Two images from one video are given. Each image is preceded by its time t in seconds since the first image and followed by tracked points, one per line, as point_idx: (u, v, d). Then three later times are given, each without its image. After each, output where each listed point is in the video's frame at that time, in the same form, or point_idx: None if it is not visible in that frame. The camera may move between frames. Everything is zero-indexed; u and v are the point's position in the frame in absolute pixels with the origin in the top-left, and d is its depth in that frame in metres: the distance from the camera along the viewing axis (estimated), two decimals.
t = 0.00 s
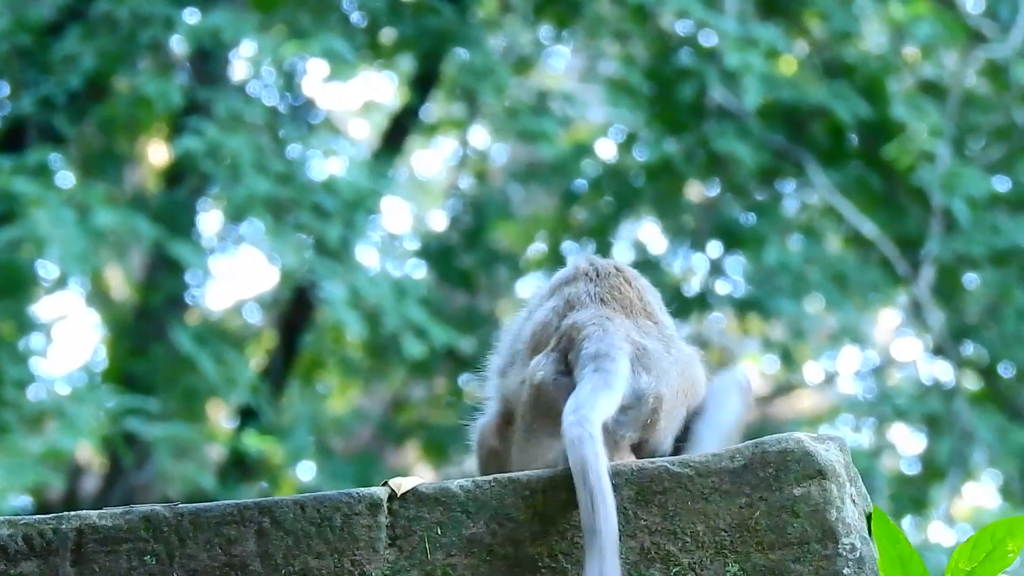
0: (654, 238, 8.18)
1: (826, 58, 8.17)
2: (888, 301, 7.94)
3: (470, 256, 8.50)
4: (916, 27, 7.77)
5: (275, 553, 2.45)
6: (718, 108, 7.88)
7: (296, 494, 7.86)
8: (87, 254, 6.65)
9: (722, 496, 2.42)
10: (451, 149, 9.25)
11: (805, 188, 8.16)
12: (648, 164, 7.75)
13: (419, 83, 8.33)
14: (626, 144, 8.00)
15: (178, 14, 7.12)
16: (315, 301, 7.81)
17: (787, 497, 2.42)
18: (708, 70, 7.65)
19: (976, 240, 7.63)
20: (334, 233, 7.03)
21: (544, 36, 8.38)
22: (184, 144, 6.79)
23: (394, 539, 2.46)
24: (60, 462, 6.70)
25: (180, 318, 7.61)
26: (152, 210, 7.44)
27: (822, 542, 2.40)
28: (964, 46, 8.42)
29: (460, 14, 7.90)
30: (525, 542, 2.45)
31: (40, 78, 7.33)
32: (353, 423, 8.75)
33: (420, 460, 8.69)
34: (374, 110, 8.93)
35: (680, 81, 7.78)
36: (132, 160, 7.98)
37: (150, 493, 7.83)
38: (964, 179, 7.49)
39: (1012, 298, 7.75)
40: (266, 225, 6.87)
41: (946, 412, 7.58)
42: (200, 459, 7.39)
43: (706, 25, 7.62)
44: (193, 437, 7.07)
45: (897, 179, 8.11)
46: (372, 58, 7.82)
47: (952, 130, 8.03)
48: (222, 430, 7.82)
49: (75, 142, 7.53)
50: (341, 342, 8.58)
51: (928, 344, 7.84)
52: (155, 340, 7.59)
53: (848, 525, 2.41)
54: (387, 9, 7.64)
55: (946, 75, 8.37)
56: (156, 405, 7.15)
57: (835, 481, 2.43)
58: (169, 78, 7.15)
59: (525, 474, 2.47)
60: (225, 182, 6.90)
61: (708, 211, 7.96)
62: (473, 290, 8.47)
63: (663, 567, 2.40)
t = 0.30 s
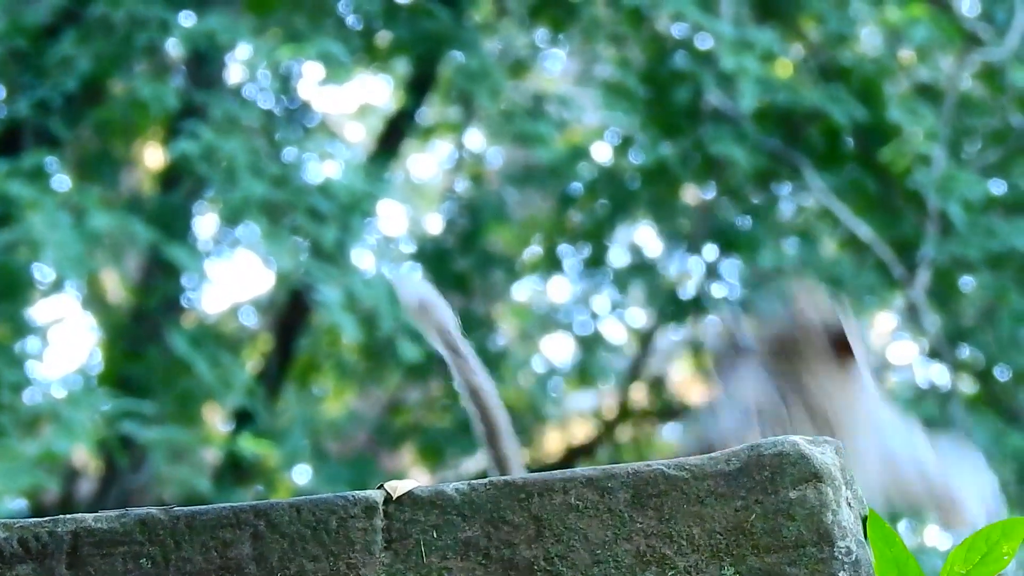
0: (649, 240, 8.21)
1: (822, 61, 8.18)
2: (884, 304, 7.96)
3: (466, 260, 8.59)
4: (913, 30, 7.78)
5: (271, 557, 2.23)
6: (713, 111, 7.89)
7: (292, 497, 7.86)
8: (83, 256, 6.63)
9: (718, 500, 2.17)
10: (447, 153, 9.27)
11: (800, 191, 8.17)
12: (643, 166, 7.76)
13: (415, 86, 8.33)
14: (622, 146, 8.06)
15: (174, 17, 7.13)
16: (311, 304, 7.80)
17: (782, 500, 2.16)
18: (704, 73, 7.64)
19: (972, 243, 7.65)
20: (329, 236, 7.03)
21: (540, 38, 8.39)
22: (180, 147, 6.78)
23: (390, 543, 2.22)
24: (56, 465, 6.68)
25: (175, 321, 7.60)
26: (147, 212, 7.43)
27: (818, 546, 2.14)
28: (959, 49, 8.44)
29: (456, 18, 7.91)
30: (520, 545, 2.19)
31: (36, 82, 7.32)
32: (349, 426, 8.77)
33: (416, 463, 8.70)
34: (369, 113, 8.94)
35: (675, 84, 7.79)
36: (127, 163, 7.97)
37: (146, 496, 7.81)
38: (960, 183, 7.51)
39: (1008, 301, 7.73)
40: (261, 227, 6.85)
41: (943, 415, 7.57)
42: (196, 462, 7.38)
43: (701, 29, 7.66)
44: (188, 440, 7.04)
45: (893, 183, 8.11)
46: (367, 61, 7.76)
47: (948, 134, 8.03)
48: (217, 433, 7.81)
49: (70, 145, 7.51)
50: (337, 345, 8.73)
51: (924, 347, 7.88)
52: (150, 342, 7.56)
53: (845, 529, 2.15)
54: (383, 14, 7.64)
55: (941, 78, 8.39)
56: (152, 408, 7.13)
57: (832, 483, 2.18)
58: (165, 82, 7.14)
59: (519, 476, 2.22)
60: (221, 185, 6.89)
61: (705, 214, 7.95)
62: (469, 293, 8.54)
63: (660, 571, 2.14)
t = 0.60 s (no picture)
0: (647, 249, 8.23)
1: (819, 69, 8.19)
2: (882, 313, 8.10)
3: (464, 268, 8.58)
4: (909, 39, 7.78)
5: (269, 565, 2.25)
6: (710, 120, 7.89)
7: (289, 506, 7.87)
8: (80, 265, 6.63)
9: (714, 508, 2.20)
10: (444, 162, 9.24)
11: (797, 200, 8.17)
12: (639, 175, 7.73)
13: (411, 95, 8.34)
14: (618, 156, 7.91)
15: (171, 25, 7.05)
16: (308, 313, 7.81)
17: (779, 508, 2.19)
18: (700, 81, 7.59)
19: (969, 251, 7.67)
20: (326, 245, 7.04)
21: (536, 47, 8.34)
22: (177, 157, 6.78)
23: (387, 550, 2.24)
24: (54, 474, 6.68)
25: (172, 330, 7.58)
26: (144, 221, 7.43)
27: (814, 554, 2.17)
28: (957, 57, 8.45)
29: (453, 26, 7.92)
30: (516, 553, 2.21)
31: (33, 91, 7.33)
32: (347, 435, 8.79)
33: (412, 471, 8.71)
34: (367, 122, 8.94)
35: (672, 92, 7.75)
36: (124, 172, 7.98)
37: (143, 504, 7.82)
38: (956, 191, 7.53)
39: (1005, 309, 7.77)
40: (259, 236, 6.87)
41: (939, 423, 7.59)
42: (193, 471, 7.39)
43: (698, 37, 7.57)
44: (185, 449, 7.03)
45: (890, 191, 8.12)
46: (364, 70, 7.77)
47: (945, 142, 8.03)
48: (214, 442, 7.83)
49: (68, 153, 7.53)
50: (334, 353, 8.62)
51: (920, 356, 7.78)
52: (148, 351, 7.56)
53: (841, 536, 2.18)
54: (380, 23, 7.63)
55: (939, 86, 8.40)
56: (148, 416, 7.12)
57: (831, 492, 2.20)
58: (162, 90, 7.14)
59: (515, 485, 2.24)
60: (218, 194, 6.89)
61: (701, 223, 7.98)
62: (465, 302, 8.55)
63: None
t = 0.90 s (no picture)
0: (648, 264, 8.24)
1: (818, 83, 8.19)
2: (883, 327, 8.08)
3: (463, 281, 8.55)
4: (910, 52, 7.83)
5: None
6: (710, 133, 7.89)
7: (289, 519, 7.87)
8: (80, 278, 6.62)
9: (713, 522, 2.20)
10: (444, 174, 9.24)
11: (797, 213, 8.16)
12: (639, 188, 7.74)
13: (411, 107, 8.35)
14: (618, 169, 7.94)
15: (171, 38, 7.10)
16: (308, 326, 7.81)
17: (777, 522, 2.19)
18: (700, 95, 7.59)
19: (969, 265, 7.64)
20: (326, 258, 7.05)
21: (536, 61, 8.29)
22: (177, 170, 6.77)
23: (386, 564, 2.25)
24: (54, 487, 6.66)
25: (172, 342, 7.57)
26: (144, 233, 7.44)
27: (813, 569, 2.17)
28: (957, 70, 8.47)
29: (453, 39, 7.94)
30: (515, 567, 2.22)
31: (33, 104, 7.32)
32: (347, 448, 8.78)
33: (412, 484, 8.71)
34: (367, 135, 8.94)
35: (672, 106, 7.74)
36: (124, 185, 7.99)
37: (143, 517, 7.81)
38: (956, 205, 7.54)
39: (1005, 323, 7.76)
40: (260, 249, 6.87)
41: (939, 437, 7.59)
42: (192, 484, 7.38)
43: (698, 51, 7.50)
44: (184, 461, 7.02)
45: (889, 203, 8.13)
46: (366, 83, 7.82)
47: (945, 155, 8.05)
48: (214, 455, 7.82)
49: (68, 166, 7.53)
50: (333, 366, 8.66)
51: (921, 369, 7.84)
52: (147, 363, 7.54)
53: (840, 551, 2.18)
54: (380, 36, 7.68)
55: (939, 100, 8.41)
56: (149, 429, 7.11)
57: (829, 507, 2.20)
58: (162, 103, 7.15)
59: (515, 499, 2.24)
60: (218, 207, 6.89)
61: (702, 236, 8.05)
62: (466, 315, 8.55)
63: None
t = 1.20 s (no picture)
0: (678, 275, 8.21)
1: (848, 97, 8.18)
2: (915, 339, 8.02)
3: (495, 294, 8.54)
4: (939, 65, 7.79)
5: None
6: (738, 146, 8.01)
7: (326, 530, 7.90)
8: (111, 289, 6.65)
9: (748, 532, 2.51)
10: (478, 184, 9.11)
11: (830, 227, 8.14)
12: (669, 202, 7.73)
13: (440, 120, 8.41)
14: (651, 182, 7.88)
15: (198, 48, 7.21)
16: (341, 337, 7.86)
17: (812, 534, 2.48)
18: (730, 108, 7.76)
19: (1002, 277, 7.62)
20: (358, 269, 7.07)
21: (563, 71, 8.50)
22: (207, 179, 6.81)
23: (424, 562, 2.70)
24: (93, 498, 6.69)
25: (206, 353, 7.66)
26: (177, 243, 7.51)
27: None
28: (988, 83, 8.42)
29: (479, 51, 8.05)
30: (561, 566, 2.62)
31: (63, 114, 7.40)
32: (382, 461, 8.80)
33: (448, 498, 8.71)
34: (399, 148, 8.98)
35: (699, 119, 7.87)
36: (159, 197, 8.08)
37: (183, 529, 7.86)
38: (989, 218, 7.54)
39: None
40: (290, 261, 6.96)
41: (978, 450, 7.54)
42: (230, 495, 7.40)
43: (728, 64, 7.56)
44: (220, 473, 7.05)
45: (919, 216, 8.18)
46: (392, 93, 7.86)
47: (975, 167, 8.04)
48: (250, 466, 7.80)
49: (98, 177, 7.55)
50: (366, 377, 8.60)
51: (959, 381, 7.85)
52: (179, 375, 7.55)
53: (871, 560, 2.45)
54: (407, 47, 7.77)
55: (969, 111, 8.37)
56: (184, 439, 7.13)
57: (860, 519, 2.47)
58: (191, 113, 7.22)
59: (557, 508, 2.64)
60: (249, 217, 6.95)
61: (734, 248, 8.07)
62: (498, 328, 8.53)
63: None
